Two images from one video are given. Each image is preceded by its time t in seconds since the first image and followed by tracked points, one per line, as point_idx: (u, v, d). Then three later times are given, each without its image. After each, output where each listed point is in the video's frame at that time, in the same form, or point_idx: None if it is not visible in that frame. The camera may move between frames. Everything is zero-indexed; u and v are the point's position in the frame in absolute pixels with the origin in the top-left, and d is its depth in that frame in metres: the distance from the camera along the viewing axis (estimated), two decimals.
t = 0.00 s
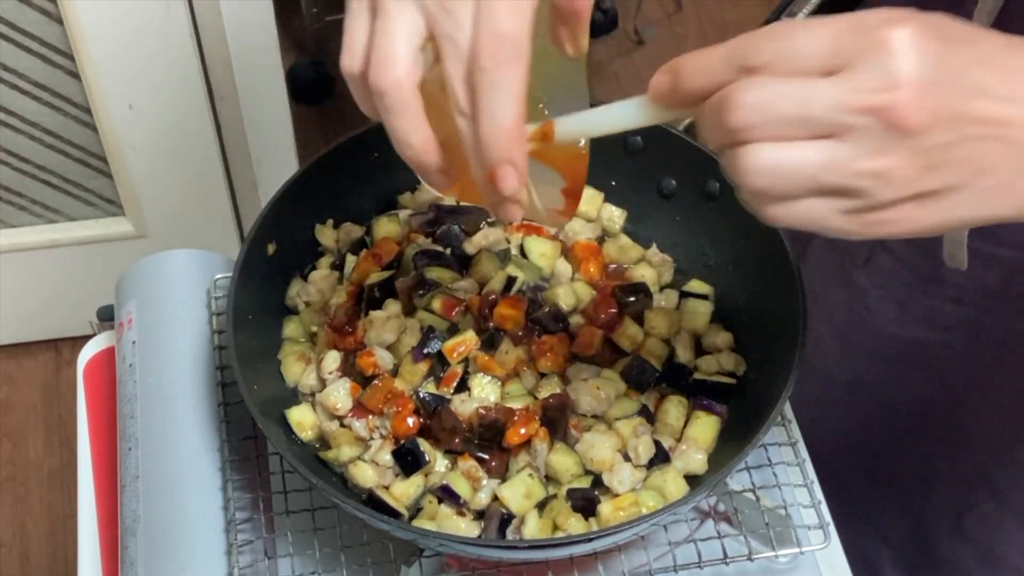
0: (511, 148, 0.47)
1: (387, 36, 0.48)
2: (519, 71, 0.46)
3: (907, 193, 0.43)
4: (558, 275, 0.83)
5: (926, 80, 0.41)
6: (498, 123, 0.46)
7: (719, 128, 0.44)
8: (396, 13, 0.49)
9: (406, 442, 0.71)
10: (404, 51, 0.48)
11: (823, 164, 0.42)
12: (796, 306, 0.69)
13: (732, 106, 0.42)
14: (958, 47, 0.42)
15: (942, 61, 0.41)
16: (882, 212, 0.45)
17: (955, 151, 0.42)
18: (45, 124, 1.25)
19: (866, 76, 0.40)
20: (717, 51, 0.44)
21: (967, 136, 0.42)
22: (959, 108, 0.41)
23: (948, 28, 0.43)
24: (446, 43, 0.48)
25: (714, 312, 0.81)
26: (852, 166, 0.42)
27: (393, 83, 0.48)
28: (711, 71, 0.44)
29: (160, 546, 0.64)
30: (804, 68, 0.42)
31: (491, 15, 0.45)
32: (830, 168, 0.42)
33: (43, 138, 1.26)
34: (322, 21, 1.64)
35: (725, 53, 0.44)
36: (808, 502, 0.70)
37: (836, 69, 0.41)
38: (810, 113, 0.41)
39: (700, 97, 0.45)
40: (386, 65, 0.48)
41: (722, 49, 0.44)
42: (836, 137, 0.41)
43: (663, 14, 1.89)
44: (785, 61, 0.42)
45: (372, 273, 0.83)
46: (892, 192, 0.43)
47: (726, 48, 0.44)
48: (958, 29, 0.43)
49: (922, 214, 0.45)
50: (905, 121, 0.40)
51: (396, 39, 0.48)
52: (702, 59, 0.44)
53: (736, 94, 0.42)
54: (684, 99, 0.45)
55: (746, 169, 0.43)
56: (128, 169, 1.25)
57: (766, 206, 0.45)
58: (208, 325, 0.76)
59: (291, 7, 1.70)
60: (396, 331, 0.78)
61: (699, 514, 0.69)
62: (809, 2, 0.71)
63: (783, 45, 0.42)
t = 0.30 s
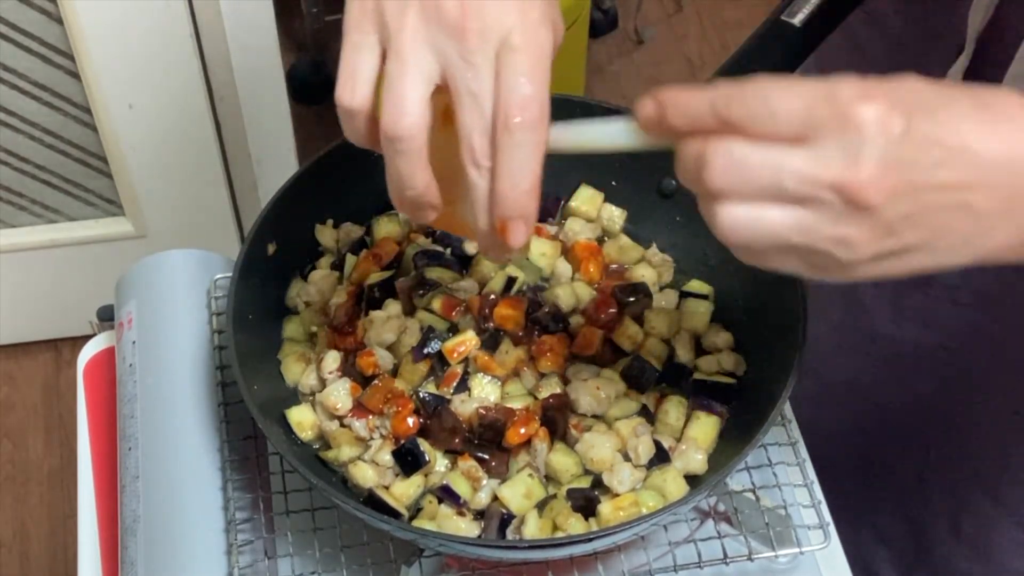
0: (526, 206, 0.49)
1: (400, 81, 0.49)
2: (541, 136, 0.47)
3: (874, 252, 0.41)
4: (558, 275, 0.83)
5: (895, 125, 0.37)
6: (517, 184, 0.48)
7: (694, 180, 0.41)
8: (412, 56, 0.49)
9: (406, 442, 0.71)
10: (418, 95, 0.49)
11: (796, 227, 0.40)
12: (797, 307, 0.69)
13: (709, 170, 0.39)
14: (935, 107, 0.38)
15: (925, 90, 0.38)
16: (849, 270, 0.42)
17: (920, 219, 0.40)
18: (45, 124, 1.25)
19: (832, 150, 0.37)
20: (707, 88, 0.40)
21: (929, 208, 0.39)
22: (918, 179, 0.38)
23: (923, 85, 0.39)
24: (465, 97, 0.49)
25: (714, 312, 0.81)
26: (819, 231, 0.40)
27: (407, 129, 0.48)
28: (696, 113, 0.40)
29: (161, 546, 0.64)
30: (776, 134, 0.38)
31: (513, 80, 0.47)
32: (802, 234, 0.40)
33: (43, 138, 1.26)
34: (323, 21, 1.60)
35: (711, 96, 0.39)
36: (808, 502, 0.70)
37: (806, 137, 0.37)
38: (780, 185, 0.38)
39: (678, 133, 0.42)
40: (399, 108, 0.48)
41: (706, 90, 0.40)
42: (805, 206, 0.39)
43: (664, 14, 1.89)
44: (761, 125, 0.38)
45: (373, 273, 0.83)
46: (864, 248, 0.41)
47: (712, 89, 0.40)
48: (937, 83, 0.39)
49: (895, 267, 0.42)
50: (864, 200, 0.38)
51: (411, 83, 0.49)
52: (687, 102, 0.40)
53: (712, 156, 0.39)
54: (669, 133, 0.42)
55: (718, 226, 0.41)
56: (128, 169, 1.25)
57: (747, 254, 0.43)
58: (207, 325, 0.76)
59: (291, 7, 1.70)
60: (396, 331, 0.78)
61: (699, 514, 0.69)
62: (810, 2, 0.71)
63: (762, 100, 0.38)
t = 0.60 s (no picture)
0: (469, 265, 0.50)
1: (354, 133, 0.49)
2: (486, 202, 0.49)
3: (919, 307, 0.44)
4: (558, 275, 0.83)
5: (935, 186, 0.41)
6: (462, 245, 0.49)
7: (740, 246, 0.44)
8: (370, 108, 0.49)
9: (406, 442, 0.71)
10: (372, 150, 0.48)
11: (845, 286, 0.43)
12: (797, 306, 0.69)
13: (758, 240, 0.42)
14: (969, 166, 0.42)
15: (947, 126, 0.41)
16: (894, 324, 0.46)
17: (959, 273, 0.43)
18: (45, 124, 1.25)
19: (878, 215, 0.41)
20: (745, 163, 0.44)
21: (973, 262, 0.42)
22: (966, 238, 0.41)
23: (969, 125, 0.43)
24: (416, 156, 0.49)
25: (714, 313, 0.81)
26: (867, 290, 0.43)
27: (358, 185, 0.48)
28: (739, 186, 0.43)
29: (161, 547, 0.64)
30: (822, 201, 0.42)
31: (464, 146, 0.48)
32: (849, 293, 0.43)
33: (43, 138, 1.26)
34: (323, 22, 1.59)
35: (752, 169, 0.43)
36: (808, 502, 0.70)
37: (849, 205, 0.42)
38: (833, 250, 0.42)
39: (722, 205, 0.45)
40: (353, 162, 0.48)
41: (746, 165, 0.43)
42: (854, 267, 0.42)
43: (663, 14, 1.89)
44: (807, 195, 0.42)
45: (373, 273, 0.83)
46: (910, 303, 0.44)
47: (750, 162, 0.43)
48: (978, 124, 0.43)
49: (929, 320, 0.46)
50: (910, 258, 0.41)
51: (366, 137, 0.49)
52: (731, 176, 0.44)
53: (762, 222, 0.42)
54: (706, 204, 0.45)
55: (769, 291, 0.44)
56: (128, 169, 1.25)
57: (791, 316, 0.46)
58: (207, 325, 0.76)
59: (291, 7, 1.70)
60: (396, 331, 0.78)
61: (699, 514, 0.69)
62: (811, 1, 0.71)
63: (808, 172, 0.42)
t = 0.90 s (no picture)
0: (463, 299, 0.52)
1: (355, 172, 0.49)
2: (481, 244, 0.49)
3: (933, 311, 0.45)
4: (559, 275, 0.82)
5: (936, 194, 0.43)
6: (457, 284, 0.51)
7: (757, 258, 0.46)
8: (371, 146, 0.49)
9: (406, 442, 0.70)
10: (372, 189, 0.49)
11: (856, 291, 0.44)
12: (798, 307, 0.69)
13: (767, 246, 0.44)
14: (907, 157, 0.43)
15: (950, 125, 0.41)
16: (882, 319, 0.46)
17: (973, 276, 0.44)
18: (45, 124, 1.25)
19: (879, 217, 0.43)
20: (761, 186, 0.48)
21: (980, 264, 0.43)
22: (970, 240, 0.43)
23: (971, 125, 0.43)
24: (416, 197, 0.49)
25: (714, 313, 0.81)
26: (878, 293, 0.44)
27: (360, 224, 0.49)
28: (752, 208, 0.48)
29: (161, 547, 0.64)
30: (827, 212, 0.45)
31: (463, 192, 0.48)
32: (861, 297, 0.44)
33: (43, 138, 1.26)
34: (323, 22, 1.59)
35: (763, 190, 0.47)
36: (808, 502, 0.70)
37: (858, 212, 0.44)
38: (834, 250, 0.43)
39: (744, 229, 0.49)
40: (353, 199, 0.49)
41: (758, 188, 0.48)
42: (863, 270, 0.44)
43: (663, 14, 1.89)
44: (810, 205, 0.45)
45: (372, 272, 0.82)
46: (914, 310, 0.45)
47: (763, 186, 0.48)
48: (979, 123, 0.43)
49: (952, 329, 0.46)
50: (917, 257, 0.43)
51: (366, 175, 0.49)
52: (748, 199, 0.48)
53: (769, 234, 0.44)
54: (732, 228, 0.49)
55: (784, 299, 0.46)
56: (128, 169, 1.25)
57: (809, 324, 0.47)
58: (207, 326, 0.76)
59: (291, 7, 1.70)
60: (396, 331, 0.78)
61: (699, 514, 0.69)
62: (811, 1, 0.71)
63: (809, 186, 0.45)
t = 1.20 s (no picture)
0: (476, 309, 0.54)
1: (371, 183, 0.50)
2: (494, 262, 0.51)
3: (831, 258, 0.44)
4: (559, 276, 0.83)
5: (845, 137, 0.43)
6: (470, 296, 0.52)
7: (654, 197, 0.46)
8: (389, 158, 0.51)
9: (406, 442, 0.71)
10: (388, 204, 0.50)
11: (753, 231, 0.44)
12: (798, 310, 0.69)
13: (665, 177, 0.44)
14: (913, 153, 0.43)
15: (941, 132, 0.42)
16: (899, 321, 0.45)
17: (872, 224, 0.43)
18: (45, 124, 1.25)
19: (785, 151, 0.43)
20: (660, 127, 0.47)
21: (881, 211, 0.43)
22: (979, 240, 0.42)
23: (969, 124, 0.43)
24: (431, 211, 0.51)
25: (713, 313, 0.81)
26: (779, 233, 0.44)
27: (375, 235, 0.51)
28: (651, 144, 0.47)
29: (161, 548, 0.64)
30: (726, 147, 0.44)
31: (479, 209, 0.49)
32: (756, 238, 0.44)
33: (43, 138, 1.26)
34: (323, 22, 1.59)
35: (665, 128, 0.47)
36: (808, 502, 0.70)
37: (758, 146, 0.44)
38: (741, 186, 0.43)
39: (638, 169, 0.48)
40: (369, 211, 0.50)
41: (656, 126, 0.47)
42: (763, 207, 0.43)
43: (663, 14, 1.89)
44: (716, 141, 0.45)
45: (372, 273, 0.83)
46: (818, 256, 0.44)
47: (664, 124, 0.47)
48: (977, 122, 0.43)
49: (850, 282, 0.45)
50: (818, 195, 0.42)
51: (383, 187, 0.50)
52: (644, 137, 0.47)
53: (673, 166, 0.44)
54: (627, 170, 0.48)
55: (680, 237, 0.45)
56: (128, 169, 1.25)
57: (702, 265, 0.47)
58: (207, 326, 0.76)
59: (291, 7, 1.70)
60: (396, 331, 0.78)
61: (699, 514, 0.69)
62: (811, 2, 0.71)
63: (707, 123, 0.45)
